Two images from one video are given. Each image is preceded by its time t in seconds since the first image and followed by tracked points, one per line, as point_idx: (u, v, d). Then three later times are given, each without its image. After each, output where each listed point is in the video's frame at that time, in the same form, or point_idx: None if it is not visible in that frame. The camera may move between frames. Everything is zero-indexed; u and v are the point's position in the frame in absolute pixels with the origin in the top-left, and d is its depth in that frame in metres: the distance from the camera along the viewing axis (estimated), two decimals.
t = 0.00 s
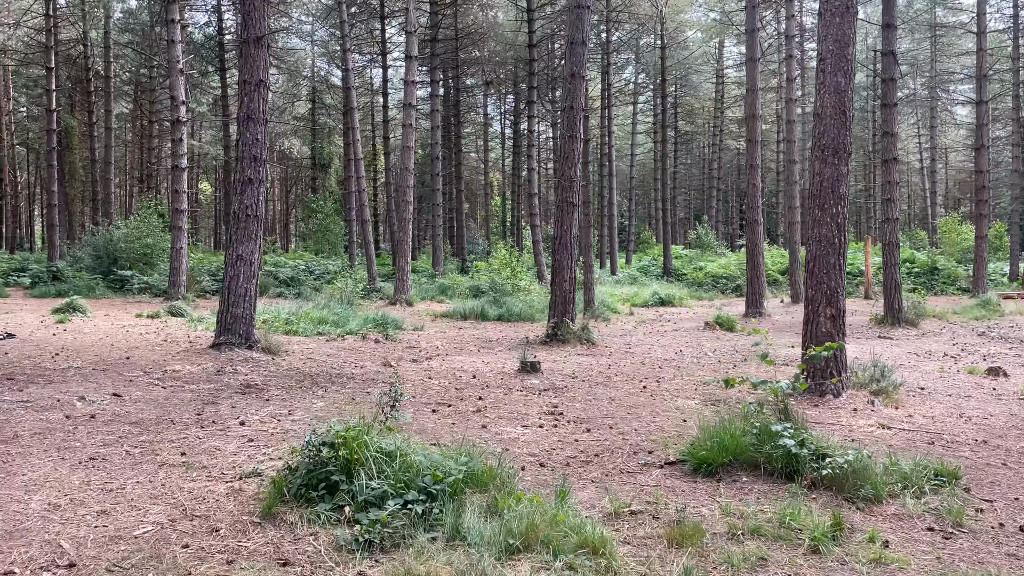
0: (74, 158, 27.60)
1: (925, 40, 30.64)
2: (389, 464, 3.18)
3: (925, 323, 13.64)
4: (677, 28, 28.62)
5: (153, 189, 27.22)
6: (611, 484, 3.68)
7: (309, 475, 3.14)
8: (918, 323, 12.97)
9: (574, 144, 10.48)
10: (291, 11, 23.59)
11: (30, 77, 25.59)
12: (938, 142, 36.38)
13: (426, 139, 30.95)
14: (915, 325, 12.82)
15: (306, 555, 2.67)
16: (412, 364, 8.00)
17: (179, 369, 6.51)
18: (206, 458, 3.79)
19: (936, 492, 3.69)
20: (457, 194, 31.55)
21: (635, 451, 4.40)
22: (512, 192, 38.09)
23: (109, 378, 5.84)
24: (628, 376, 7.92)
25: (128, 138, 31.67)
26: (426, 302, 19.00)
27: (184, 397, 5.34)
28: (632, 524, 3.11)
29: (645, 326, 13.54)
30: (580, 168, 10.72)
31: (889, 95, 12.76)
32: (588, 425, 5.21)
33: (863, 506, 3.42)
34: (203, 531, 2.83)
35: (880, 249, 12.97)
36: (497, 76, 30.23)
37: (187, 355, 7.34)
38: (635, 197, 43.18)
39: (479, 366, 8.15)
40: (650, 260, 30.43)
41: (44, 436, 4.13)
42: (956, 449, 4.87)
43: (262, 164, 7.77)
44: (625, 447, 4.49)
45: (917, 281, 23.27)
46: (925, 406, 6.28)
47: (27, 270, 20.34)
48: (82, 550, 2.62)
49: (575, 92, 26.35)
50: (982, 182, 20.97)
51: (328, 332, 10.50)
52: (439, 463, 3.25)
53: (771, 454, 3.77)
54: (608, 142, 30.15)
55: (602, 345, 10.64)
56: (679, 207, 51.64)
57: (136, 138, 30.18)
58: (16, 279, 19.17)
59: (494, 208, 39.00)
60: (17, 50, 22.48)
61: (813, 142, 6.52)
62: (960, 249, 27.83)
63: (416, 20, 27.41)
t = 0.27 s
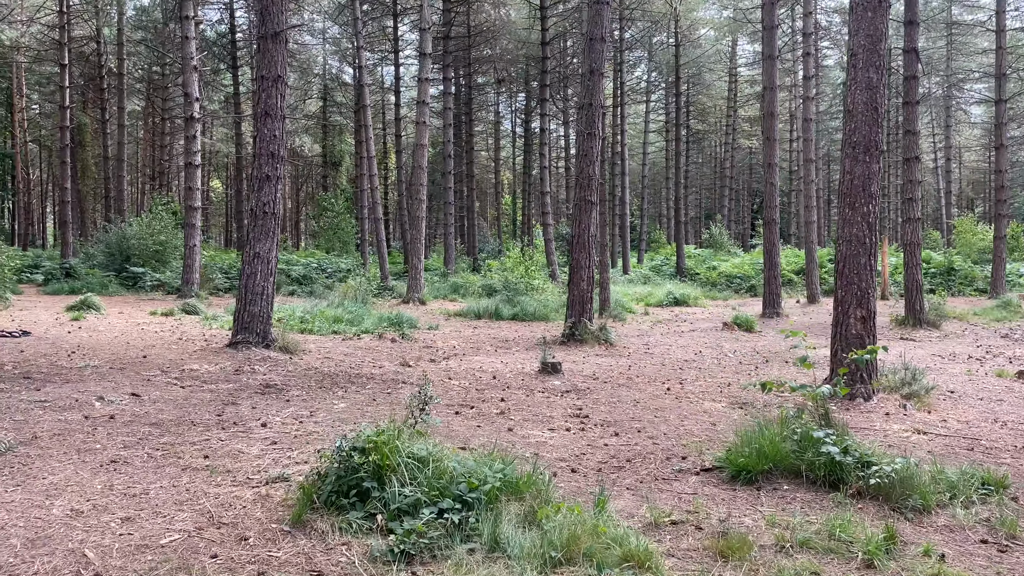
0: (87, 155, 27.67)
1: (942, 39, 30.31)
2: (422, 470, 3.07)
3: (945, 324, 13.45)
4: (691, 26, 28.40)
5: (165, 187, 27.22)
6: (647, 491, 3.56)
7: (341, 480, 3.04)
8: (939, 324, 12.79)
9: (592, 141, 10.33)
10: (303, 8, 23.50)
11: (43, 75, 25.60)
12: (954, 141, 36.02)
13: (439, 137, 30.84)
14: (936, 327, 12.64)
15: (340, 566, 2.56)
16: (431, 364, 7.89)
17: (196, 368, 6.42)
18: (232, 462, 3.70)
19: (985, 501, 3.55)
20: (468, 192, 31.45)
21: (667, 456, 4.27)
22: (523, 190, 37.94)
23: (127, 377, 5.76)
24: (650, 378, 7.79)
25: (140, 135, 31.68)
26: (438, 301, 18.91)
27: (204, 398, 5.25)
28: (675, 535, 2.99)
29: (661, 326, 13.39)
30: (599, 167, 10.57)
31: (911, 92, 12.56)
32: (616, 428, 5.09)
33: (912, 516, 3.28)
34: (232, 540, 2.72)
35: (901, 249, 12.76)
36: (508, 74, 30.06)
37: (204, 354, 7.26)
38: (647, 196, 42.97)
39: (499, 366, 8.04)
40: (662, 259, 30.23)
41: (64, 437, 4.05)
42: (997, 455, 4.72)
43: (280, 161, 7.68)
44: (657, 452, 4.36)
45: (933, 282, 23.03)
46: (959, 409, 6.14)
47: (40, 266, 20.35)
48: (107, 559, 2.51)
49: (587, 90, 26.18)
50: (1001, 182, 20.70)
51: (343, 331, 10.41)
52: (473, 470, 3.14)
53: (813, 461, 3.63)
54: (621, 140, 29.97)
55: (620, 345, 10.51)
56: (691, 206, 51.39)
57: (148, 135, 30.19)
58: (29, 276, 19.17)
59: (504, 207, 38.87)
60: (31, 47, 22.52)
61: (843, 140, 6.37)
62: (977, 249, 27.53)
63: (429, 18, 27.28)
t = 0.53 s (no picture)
0: (105, 152, 27.76)
1: (966, 36, 29.86)
2: (460, 479, 2.96)
3: (973, 325, 13.21)
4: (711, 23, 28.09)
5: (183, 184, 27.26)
6: (690, 502, 3.44)
7: (376, 489, 2.94)
8: (967, 326, 12.56)
9: (616, 139, 10.17)
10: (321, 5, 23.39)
11: (63, 72, 25.67)
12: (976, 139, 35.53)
13: (455, 134, 30.68)
14: (964, 329, 12.41)
15: None
16: (454, 365, 7.78)
17: (219, 367, 6.34)
18: (261, 468, 3.61)
19: None
20: (484, 189, 31.33)
21: (705, 464, 4.15)
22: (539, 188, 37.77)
23: (150, 377, 5.68)
24: (676, 381, 7.65)
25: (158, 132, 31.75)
26: (456, 299, 18.80)
27: (228, 400, 5.16)
28: (723, 550, 2.86)
29: (681, 326, 13.22)
30: (622, 164, 10.41)
31: (940, 90, 12.31)
32: (649, 433, 4.96)
33: (970, 531, 3.13)
34: (265, 552, 2.62)
35: (928, 249, 12.50)
36: (524, 71, 29.88)
37: (226, 353, 7.18)
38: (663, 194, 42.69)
39: (522, 367, 7.92)
40: (679, 258, 30.01)
41: (89, 440, 3.97)
42: None
43: (302, 158, 7.60)
44: (694, 460, 4.24)
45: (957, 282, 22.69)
46: (999, 415, 5.97)
47: (59, 263, 20.42)
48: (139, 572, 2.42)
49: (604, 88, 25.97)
50: None
51: (363, 330, 10.32)
52: (513, 479, 3.02)
53: (861, 472, 3.50)
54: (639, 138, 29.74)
55: (642, 346, 10.36)
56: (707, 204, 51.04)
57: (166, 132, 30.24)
58: (48, 272, 19.21)
59: (520, 204, 38.70)
60: (51, 45, 22.58)
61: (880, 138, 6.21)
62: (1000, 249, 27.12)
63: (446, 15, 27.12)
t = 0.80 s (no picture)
0: (129, 147, 27.94)
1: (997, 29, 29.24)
2: (503, 483, 2.84)
3: (1007, 325, 12.91)
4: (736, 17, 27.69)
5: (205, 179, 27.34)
6: (743, 508, 3.29)
7: (418, 493, 2.82)
8: (1001, 326, 12.29)
9: (645, 132, 9.97)
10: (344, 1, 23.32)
11: (87, 68, 25.79)
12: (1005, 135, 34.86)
13: (476, 130, 30.55)
14: (999, 328, 12.13)
15: None
16: (482, 362, 7.66)
17: (247, 364, 6.26)
18: (296, 467, 3.51)
19: None
20: (505, 186, 31.19)
21: (751, 467, 4.00)
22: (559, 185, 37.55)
23: (179, 373, 5.61)
24: (710, 380, 7.48)
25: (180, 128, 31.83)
26: (477, 295, 18.68)
27: (258, 397, 5.08)
28: (783, 561, 2.71)
29: (708, 324, 13.00)
30: (651, 159, 10.20)
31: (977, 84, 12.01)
32: (689, 434, 4.82)
33: None
34: (304, 559, 2.50)
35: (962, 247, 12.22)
36: (545, 67, 29.67)
37: (253, 349, 7.11)
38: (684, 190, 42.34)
39: (552, 365, 7.78)
40: (702, 255, 29.73)
41: (120, 437, 3.88)
42: None
43: (329, 152, 7.49)
44: (738, 462, 4.09)
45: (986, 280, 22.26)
46: None
47: (83, 258, 20.52)
48: None
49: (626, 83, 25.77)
50: None
51: (387, 326, 10.22)
52: (561, 483, 2.89)
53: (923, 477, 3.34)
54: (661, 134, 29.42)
55: (671, 344, 10.18)
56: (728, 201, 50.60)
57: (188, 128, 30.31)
58: (73, 266, 19.31)
59: (540, 200, 38.50)
60: (76, 41, 22.71)
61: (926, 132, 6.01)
62: None
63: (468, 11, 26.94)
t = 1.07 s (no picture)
0: (158, 146, 28.15)
1: None
2: (559, 498, 2.69)
3: None
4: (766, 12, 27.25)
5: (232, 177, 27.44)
6: (807, 526, 3.13)
7: (470, 509, 2.69)
8: None
9: (680, 129, 9.76)
10: None
11: (116, 67, 25.95)
12: None
13: (502, 128, 30.39)
14: None
15: None
16: (515, 364, 7.53)
17: (281, 365, 6.19)
18: (338, 477, 3.40)
19: None
20: (530, 184, 31.00)
21: (809, 480, 3.84)
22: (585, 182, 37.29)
23: (213, 375, 5.54)
24: (751, 383, 7.29)
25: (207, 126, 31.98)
26: (505, 294, 18.53)
27: (294, 400, 4.99)
28: None
29: (742, 324, 12.76)
30: (686, 157, 9.99)
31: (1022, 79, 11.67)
32: (738, 442, 4.65)
33: None
34: None
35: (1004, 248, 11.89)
36: (571, 64, 29.45)
37: (286, 349, 7.04)
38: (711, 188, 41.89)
39: (587, 367, 7.63)
40: (730, 253, 29.34)
41: (158, 443, 3.80)
42: None
43: (362, 151, 7.40)
44: (795, 475, 3.93)
45: None
46: None
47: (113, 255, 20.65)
48: None
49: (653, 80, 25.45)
50: None
51: (417, 326, 10.13)
52: (620, 500, 2.74)
53: (998, 494, 3.16)
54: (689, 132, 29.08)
55: (705, 345, 9.98)
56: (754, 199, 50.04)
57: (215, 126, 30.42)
58: (104, 264, 19.46)
59: (565, 198, 38.28)
60: (106, 40, 22.87)
61: (981, 129, 5.78)
62: None
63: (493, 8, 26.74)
